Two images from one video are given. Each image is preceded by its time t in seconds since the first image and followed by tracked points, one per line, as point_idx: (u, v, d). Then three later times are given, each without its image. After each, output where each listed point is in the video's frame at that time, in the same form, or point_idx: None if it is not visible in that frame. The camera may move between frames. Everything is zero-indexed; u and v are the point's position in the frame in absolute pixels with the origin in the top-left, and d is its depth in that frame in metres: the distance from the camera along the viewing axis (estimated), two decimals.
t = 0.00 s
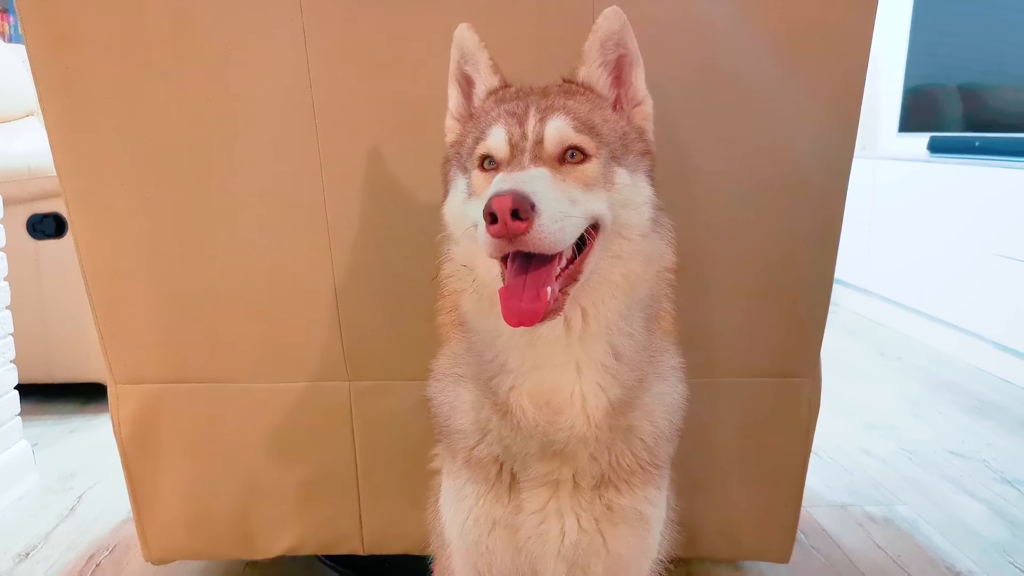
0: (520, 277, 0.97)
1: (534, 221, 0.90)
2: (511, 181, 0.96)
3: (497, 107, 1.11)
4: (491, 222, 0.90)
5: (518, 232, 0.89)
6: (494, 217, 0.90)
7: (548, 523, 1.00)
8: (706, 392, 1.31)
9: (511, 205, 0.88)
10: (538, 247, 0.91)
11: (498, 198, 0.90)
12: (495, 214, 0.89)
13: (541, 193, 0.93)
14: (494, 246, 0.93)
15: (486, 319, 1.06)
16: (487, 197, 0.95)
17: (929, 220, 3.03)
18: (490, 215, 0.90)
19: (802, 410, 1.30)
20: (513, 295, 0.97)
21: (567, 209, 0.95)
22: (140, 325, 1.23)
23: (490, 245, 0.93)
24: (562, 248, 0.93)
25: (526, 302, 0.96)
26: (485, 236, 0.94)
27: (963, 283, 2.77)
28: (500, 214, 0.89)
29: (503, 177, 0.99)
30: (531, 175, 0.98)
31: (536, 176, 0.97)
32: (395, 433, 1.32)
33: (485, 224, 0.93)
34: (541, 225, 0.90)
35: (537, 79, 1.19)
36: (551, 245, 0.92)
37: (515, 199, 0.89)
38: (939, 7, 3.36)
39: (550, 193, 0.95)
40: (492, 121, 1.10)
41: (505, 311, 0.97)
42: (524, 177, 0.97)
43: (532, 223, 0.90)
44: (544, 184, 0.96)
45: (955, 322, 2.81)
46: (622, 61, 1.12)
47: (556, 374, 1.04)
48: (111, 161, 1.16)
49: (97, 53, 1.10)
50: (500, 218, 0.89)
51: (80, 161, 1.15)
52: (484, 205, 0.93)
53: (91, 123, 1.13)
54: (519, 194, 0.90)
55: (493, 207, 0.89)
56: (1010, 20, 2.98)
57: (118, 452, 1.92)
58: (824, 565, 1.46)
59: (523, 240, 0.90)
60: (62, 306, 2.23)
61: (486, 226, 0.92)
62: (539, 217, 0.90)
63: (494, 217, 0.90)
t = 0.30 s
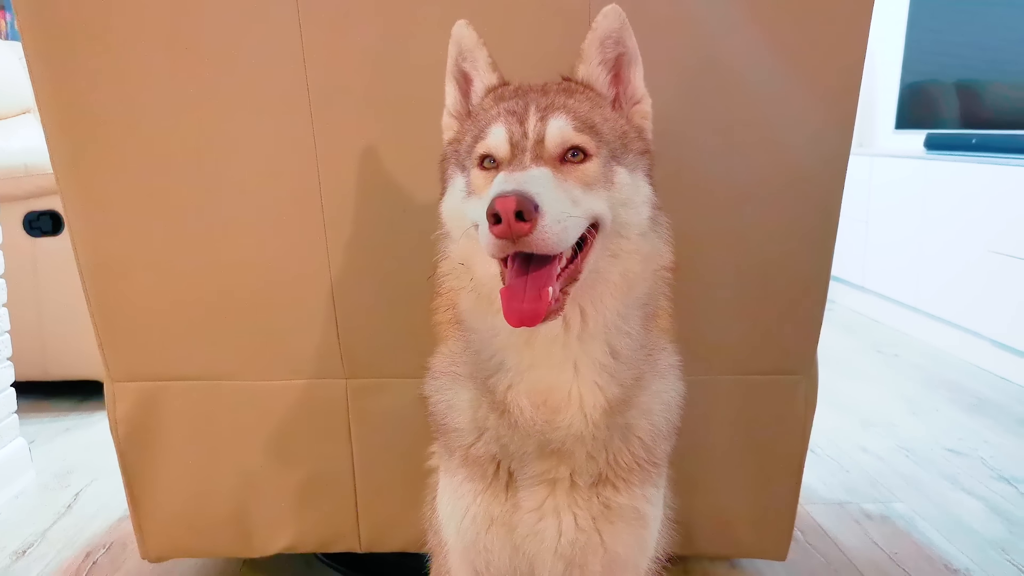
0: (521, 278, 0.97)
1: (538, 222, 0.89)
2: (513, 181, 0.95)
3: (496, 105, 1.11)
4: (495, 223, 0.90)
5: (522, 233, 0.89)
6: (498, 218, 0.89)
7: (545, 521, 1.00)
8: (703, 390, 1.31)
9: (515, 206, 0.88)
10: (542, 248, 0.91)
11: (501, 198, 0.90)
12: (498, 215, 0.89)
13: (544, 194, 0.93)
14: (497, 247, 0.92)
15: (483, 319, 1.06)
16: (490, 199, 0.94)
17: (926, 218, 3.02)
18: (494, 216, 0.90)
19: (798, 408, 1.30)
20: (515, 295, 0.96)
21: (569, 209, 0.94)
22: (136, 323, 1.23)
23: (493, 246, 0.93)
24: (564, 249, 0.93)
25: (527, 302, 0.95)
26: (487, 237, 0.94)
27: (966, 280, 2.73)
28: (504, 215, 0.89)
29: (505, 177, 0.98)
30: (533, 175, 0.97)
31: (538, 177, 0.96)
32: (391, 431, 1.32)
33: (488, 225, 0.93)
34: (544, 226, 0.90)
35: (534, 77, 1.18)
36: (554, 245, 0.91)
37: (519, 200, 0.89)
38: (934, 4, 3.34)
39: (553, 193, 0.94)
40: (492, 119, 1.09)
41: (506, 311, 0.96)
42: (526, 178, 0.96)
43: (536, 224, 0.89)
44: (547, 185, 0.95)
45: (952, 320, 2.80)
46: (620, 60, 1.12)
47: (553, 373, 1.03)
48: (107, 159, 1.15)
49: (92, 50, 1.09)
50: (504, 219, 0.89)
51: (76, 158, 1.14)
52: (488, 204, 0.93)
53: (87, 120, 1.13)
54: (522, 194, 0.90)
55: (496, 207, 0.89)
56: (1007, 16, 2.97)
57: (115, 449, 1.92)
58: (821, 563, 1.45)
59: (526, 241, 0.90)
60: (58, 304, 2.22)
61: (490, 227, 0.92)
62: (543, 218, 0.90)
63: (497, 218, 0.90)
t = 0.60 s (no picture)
0: (524, 277, 0.96)
1: (550, 221, 0.89)
2: (520, 181, 0.94)
3: (493, 104, 1.09)
4: (506, 222, 0.89)
5: (533, 233, 0.89)
6: (510, 217, 0.88)
7: (535, 521, 1.00)
8: (696, 391, 1.31)
9: (528, 205, 0.88)
10: (552, 247, 0.90)
11: (514, 197, 0.89)
12: (511, 214, 0.88)
13: (553, 194, 0.92)
14: (506, 246, 0.91)
15: (476, 318, 1.06)
16: (497, 198, 0.93)
17: (918, 218, 3.03)
18: (505, 215, 0.89)
19: (791, 408, 1.30)
20: (518, 295, 0.95)
21: (575, 210, 0.94)
22: (129, 324, 1.23)
23: (501, 245, 0.91)
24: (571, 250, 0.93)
25: (532, 302, 0.95)
26: (493, 236, 0.92)
27: (960, 281, 2.73)
28: (516, 214, 0.88)
29: (511, 176, 0.96)
30: (540, 175, 0.96)
31: (544, 176, 0.95)
32: (384, 431, 1.32)
33: (497, 223, 0.91)
34: (555, 225, 0.89)
35: (527, 78, 1.19)
36: (564, 243, 0.91)
37: (532, 199, 0.88)
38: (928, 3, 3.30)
39: (560, 193, 0.94)
40: (491, 118, 1.08)
41: (510, 310, 0.96)
42: (533, 177, 0.95)
43: (548, 223, 0.89)
44: (554, 185, 0.94)
45: (946, 320, 2.80)
46: (615, 61, 1.11)
47: (545, 374, 1.03)
48: (99, 160, 1.15)
49: (84, 51, 1.09)
50: (516, 218, 0.88)
51: (68, 158, 1.14)
52: (497, 203, 0.91)
53: (80, 121, 1.13)
54: (533, 194, 0.89)
55: (509, 206, 0.88)
56: (1002, 16, 3.02)
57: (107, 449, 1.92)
58: (814, 563, 1.46)
59: (537, 240, 0.89)
60: (50, 303, 2.22)
61: (499, 225, 0.90)
62: (553, 218, 0.89)
63: (509, 217, 0.88)
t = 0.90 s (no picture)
0: (524, 278, 0.96)
1: (556, 224, 0.89)
2: (525, 182, 0.94)
3: (493, 102, 1.09)
4: (513, 224, 0.88)
5: (540, 235, 0.88)
6: (517, 219, 0.88)
7: (528, 519, 1.00)
8: (688, 389, 1.31)
9: (536, 208, 0.87)
10: (557, 250, 0.90)
11: (522, 199, 0.88)
12: (518, 216, 0.88)
13: (558, 196, 0.92)
14: (510, 247, 0.90)
15: (470, 317, 1.06)
16: (503, 198, 0.92)
17: (912, 216, 3.03)
18: (512, 216, 0.88)
19: (785, 407, 1.30)
20: (519, 296, 0.96)
21: (577, 211, 0.94)
22: (123, 323, 1.23)
23: (505, 246, 0.91)
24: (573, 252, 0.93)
25: (533, 303, 0.95)
26: (497, 236, 0.91)
27: (961, 279, 2.69)
28: (524, 216, 0.87)
29: (515, 177, 0.96)
30: (543, 176, 0.96)
31: (548, 177, 0.96)
32: (378, 430, 1.32)
33: (501, 224, 0.90)
34: (561, 228, 0.90)
35: (521, 77, 1.19)
36: (568, 246, 0.91)
37: (540, 202, 0.88)
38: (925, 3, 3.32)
39: (564, 195, 0.94)
40: (492, 116, 1.08)
41: (511, 312, 0.96)
42: (538, 179, 0.95)
43: (554, 226, 0.89)
44: (558, 186, 0.94)
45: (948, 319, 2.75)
46: (614, 62, 1.11)
47: (538, 372, 1.03)
48: (91, 159, 1.15)
49: (77, 49, 1.09)
50: (524, 220, 0.87)
51: (60, 157, 1.14)
52: (504, 204, 0.91)
53: (74, 119, 1.12)
54: (541, 196, 0.89)
55: (517, 208, 0.88)
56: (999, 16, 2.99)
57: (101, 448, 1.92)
58: (808, 562, 1.46)
59: (543, 243, 0.89)
60: (44, 302, 2.22)
61: (505, 226, 0.90)
62: (559, 220, 0.89)
63: (516, 219, 0.88)
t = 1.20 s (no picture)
0: (525, 280, 0.96)
1: (559, 227, 0.89)
2: (528, 184, 0.93)
3: (493, 103, 1.09)
4: (516, 227, 0.88)
5: (543, 238, 0.88)
6: (520, 221, 0.88)
7: (524, 520, 1.00)
8: (684, 390, 1.31)
9: (540, 210, 0.87)
10: (559, 253, 0.90)
11: (526, 201, 0.88)
12: (521, 219, 0.87)
13: (560, 198, 0.92)
14: (513, 250, 0.90)
15: (467, 317, 1.06)
16: (506, 200, 0.91)
17: (908, 216, 3.03)
18: (516, 219, 0.88)
19: (780, 407, 1.30)
20: (520, 298, 0.96)
21: (578, 214, 0.94)
22: (119, 323, 1.22)
23: (508, 248, 0.90)
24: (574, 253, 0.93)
25: (534, 305, 0.95)
26: (499, 238, 0.91)
27: (948, 280, 2.74)
28: (527, 219, 0.87)
29: (517, 179, 0.96)
30: (545, 178, 0.96)
31: (551, 179, 0.96)
32: (375, 431, 1.32)
33: (503, 226, 0.90)
34: (563, 231, 0.90)
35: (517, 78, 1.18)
36: (570, 249, 0.91)
37: (543, 205, 0.88)
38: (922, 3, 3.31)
39: (565, 197, 0.94)
40: (491, 117, 1.07)
41: (512, 314, 0.96)
42: (540, 181, 0.94)
43: (557, 229, 0.89)
44: (560, 188, 0.94)
45: (938, 319, 2.79)
46: (612, 63, 1.11)
47: (534, 373, 1.03)
48: (87, 158, 1.14)
49: (72, 49, 1.08)
50: (527, 223, 0.87)
51: (55, 157, 1.13)
52: (506, 207, 0.90)
53: (69, 119, 1.12)
54: (544, 199, 0.89)
55: (520, 211, 0.87)
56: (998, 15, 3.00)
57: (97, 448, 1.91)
58: (803, 562, 1.46)
59: (546, 246, 0.89)
60: (40, 302, 2.22)
61: (507, 229, 0.89)
62: (562, 222, 0.90)
63: (519, 221, 0.88)
